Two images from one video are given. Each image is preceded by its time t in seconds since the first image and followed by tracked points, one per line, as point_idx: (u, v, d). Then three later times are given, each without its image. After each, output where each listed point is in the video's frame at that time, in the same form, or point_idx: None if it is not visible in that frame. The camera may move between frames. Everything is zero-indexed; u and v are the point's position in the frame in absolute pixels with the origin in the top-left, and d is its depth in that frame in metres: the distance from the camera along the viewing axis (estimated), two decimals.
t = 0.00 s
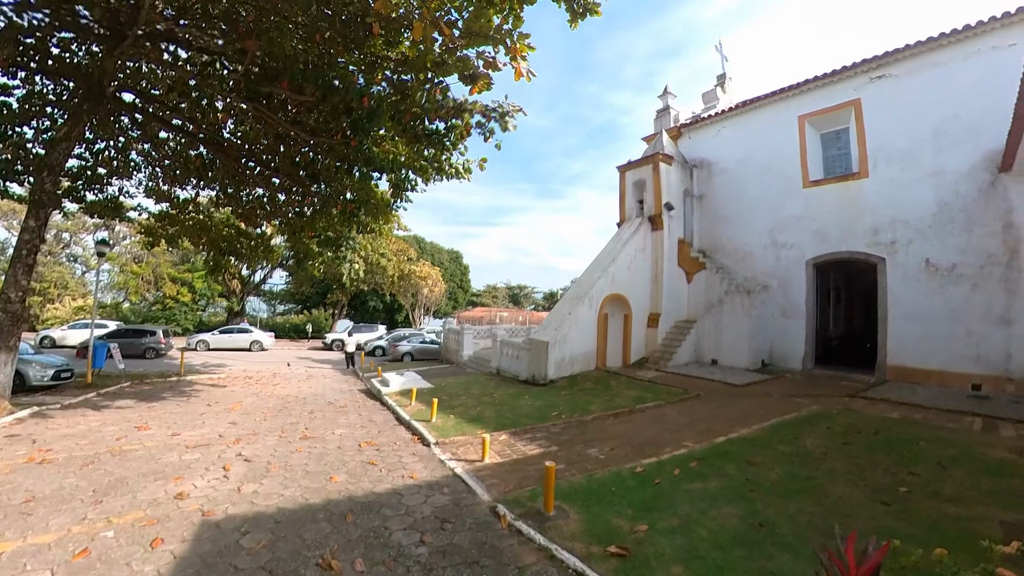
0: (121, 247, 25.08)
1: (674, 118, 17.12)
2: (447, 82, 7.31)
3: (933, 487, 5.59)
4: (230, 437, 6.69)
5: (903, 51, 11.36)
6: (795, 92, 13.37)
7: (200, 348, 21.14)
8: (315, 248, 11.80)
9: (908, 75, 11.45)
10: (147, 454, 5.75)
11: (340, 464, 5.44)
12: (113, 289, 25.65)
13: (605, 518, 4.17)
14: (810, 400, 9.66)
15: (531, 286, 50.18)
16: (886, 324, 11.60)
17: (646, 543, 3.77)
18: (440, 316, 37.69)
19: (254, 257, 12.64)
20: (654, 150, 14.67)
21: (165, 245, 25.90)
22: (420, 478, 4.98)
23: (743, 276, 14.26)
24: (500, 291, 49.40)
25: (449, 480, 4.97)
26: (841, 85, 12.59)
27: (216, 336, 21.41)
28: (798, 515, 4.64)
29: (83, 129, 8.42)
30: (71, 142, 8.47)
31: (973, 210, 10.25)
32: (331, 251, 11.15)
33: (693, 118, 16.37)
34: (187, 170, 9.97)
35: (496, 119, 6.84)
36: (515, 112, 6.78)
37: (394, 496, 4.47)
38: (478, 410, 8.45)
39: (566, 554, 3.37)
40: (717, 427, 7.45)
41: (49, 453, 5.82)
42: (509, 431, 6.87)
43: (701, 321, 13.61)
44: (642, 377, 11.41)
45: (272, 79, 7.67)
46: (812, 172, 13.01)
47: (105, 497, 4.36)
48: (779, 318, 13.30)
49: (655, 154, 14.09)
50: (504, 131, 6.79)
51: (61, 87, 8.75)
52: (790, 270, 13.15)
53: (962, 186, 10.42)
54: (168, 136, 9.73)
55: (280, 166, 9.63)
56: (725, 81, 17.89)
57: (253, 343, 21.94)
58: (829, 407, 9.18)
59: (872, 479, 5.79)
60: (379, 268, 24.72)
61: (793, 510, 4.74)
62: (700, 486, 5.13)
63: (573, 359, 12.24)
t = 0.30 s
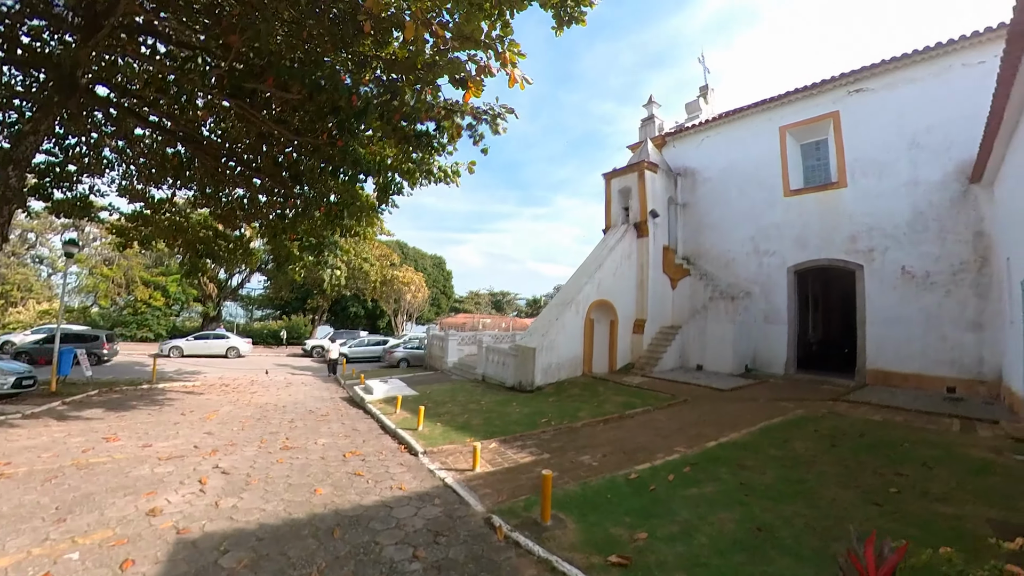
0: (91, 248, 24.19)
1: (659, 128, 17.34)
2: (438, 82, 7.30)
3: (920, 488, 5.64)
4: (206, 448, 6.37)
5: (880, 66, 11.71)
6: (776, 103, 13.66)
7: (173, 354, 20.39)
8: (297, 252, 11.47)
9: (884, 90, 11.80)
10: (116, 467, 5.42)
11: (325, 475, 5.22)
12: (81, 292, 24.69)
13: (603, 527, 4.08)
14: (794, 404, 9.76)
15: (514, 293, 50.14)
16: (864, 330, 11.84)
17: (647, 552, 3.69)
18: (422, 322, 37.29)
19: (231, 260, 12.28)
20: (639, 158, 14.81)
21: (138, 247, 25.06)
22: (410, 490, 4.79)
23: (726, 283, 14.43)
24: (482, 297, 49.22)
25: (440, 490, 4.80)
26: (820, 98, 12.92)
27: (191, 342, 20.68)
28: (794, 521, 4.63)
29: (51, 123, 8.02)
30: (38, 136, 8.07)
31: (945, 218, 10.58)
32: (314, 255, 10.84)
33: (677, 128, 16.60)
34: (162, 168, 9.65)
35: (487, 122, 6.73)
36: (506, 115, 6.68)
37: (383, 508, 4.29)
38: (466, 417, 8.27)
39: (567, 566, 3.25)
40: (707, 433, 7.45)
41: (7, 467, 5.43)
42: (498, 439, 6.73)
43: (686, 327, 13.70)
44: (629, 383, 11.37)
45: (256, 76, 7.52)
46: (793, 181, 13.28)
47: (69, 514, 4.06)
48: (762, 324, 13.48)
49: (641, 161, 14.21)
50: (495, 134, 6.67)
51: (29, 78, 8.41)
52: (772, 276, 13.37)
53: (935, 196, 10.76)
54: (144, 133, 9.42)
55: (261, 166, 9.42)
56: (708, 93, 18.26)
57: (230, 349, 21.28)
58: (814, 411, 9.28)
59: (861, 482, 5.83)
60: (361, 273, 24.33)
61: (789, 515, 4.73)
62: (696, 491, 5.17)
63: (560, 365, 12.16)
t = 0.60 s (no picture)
0: (76, 249, 23.73)
1: (654, 131, 17.38)
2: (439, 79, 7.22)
3: (926, 487, 5.60)
4: (197, 454, 6.14)
5: (873, 71, 11.80)
6: (770, 108, 13.73)
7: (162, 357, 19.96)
8: (290, 253, 11.28)
9: (877, 95, 11.89)
10: (102, 475, 5.19)
11: (323, 481, 5.05)
12: (65, 294, 24.15)
13: (613, 533, 4.00)
14: (792, 406, 9.74)
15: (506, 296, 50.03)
16: (858, 332, 11.88)
17: (660, 555, 3.65)
18: (415, 325, 37.03)
19: (222, 261, 12.05)
20: (635, 161, 14.81)
21: (125, 248, 24.58)
22: (412, 496, 4.63)
23: (721, 286, 14.44)
24: (475, 300, 49.07)
25: (443, 496, 4.67)
26: (814, 103, 13.00)
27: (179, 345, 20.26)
28: (804, 523, 4.56)
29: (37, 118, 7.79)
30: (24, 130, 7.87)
31: (938, 221, 10.66)
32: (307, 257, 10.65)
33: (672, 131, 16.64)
34: (153, 166, 9.46)
35: (489, 120, 6.62)
36: (508, 113, 6.57)
37: (386, 515, 4.14)
38: (464, 421, 8.12)
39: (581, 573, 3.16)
40: (709, 435, 7.37)
41: None
42: (500, 442, 6.59)
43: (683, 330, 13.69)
44: (627, 386, 11.30)
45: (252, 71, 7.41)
46: (787, 185, 13.34)
47: (53, 525, 3.85)
48: (757, 327, 13.49)
49: (637, 165, 14.20)
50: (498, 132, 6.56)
51: (16, 73, 8.21)
52: (767, 279, 13.40)
53: (928, 199, 10.85)
54: (135, 129, 9.31)
55: (255, 165, 9.29)
56: (702, 97, 18.37)
57: (219, 353, 20.91)
58: (813, 412, 9.26)
59: (866, 482, 5.79)
60: (354, 276, 24.08)
61: (798, 518, 4.68)
62: (703, 494, 5.13)
63: (558, 368, 12.04)
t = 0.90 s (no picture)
0: (73, 250, 23.55)
1: (656, 131, 17.26)
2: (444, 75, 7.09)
3: (944, 490, 5.46)
4: (194, 460, 5.95)
5: (878, 71, 11.69)
6: (773, 108, 13.62)
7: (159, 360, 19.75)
8: (289, 253, 11.12)
9: (882, 94, 11.78)
10: (97, 481, 5.01)
11: (326, 487, 4.88)
12: (61, 295, 23.86)
13: (630, 541, 3.86)
14: (800, 408, 9.60)
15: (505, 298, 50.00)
16: (864, 333, 11.75)
17: (680, 564, 3.54)
18: (415, 327, 36.84)
19: (221, 262, 11.88)
20: (637, 161, 14.68)
21: (122, 249, 24.30)
22: (418, 503, 4.46)
23: (725, 287, 14.31)
24: (474, 302, 48.95)
25: (451, 503, 4.50)
26: (818, 103, 12.89)
27: (177, 347, 20.07)
28: (824, 530, 4.42)
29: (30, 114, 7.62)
30: (18, 127, 7.68)
31: (944, 221, 10.55)
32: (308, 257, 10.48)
33: (675, 131, 16.53)
34: (151, 165, 9.30)
35: (495, 115, 6.48)
36: (515, 108, 6.42)
37: (393, 523, 3.99)
38: (468, 424, 7.95)
39: None
40: (719, 438, 7.22)
41: None
42: (505, 446, 6.43)
43: (686, 331, 13.54)
44: (631, 388, 11.13)
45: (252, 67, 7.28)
46: (791, 185, 13.22)
47: (44, 536, 3.66)
48: (761, 329, 13.37)
49: (640, 165, 14.07)
50: (504, 129, 6.42)
51: (12, 70, 8.05)
52: (771, 280, 13.27)
53: (934, 200, 10.73)
54: (132, 128, 9.16)
55: (254, 163, 9.15)
56: (703, 97, 18.27)
57: (217, 355, 20.71)
58: (821, 414, 9.12)
59: (883, 485, 5.65)
60: (354, 277, 23.93)
61: (817, 524, 4.54)
62: (719, 499, 5.00)
63: (561, 370, 11.86)
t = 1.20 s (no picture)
0: (79, 250, 23.61)
1: (665, 128, 17.02)
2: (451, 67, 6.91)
3: (975, 496, 5.23)
4: (198, 463, 5.80)
5: (893, 64, 11.42)
6: (785, 103, 13.35)
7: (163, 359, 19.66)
8: (294, 253, 10.98)
9: (897, 88, 11.50)
10: (98, 485, 4.86)
11: (334, 492, 4.72)
12: (66, 295, 23.86)
13: (653, 551, 3.68)
14: (816, 409, 9.36)
15: (509, 297, 49.82)
16: (879, 333, 11.47)
17: None
18: (420, 327, 36.71)
19: (226, 261, 11.76)
20: (646, 158, 14.47)
21: (127, 249, 24.27)
22: (429, 510, 4.28)
23: (735, 286, 14.08)
24: (479, 302, 48.80)
25: (463, 509, 4.32)
26: (831, 98, 12.61)
27: (181, 346, 20.00)
28: (854, 538, 4.21)
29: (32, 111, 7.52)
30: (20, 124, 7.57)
31: (963, 217, 10.27)
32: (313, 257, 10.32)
33: (684, 128, 16.30)
34: (155, 164, 9.19)
35: (505, 108, 6.30)
36: (525, 100, 6.23)
37: (403, 531, 3.82)
38: (477, 426, 7.77)
39: None
40: (736, 441, 7.00)
41: None
42: (517, 448, 6.24)
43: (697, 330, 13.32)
44: (642, 389, 10.91)
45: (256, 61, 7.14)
46: (804, 181, 12.96)
47: (40, 544, 3.50)
48: (773, 328, 13.13)
49: (649, 162, 13.86)
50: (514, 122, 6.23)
51: (15, 68, 7.93)
52: (783, 279, 13.03)
53: (951, 195, 10.45)
54: (136, 126, 9.04)
55: (259, 161, 9.01)
56: (712, 93, 18.01)
57: (222, 355, 20.63)
58: (838, 415, 8.87)
59: (910, 490, 5.42)
60: (359, 277, 23.82)
61: (846, 531, 4.33)
62: (740, 505, 4.80)
63: (571, 370, 11.67)
